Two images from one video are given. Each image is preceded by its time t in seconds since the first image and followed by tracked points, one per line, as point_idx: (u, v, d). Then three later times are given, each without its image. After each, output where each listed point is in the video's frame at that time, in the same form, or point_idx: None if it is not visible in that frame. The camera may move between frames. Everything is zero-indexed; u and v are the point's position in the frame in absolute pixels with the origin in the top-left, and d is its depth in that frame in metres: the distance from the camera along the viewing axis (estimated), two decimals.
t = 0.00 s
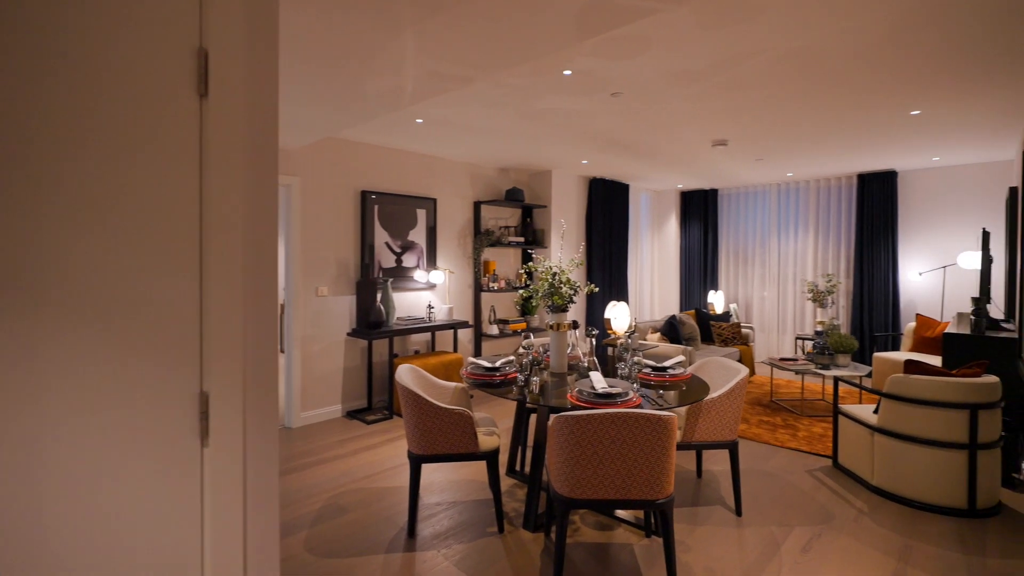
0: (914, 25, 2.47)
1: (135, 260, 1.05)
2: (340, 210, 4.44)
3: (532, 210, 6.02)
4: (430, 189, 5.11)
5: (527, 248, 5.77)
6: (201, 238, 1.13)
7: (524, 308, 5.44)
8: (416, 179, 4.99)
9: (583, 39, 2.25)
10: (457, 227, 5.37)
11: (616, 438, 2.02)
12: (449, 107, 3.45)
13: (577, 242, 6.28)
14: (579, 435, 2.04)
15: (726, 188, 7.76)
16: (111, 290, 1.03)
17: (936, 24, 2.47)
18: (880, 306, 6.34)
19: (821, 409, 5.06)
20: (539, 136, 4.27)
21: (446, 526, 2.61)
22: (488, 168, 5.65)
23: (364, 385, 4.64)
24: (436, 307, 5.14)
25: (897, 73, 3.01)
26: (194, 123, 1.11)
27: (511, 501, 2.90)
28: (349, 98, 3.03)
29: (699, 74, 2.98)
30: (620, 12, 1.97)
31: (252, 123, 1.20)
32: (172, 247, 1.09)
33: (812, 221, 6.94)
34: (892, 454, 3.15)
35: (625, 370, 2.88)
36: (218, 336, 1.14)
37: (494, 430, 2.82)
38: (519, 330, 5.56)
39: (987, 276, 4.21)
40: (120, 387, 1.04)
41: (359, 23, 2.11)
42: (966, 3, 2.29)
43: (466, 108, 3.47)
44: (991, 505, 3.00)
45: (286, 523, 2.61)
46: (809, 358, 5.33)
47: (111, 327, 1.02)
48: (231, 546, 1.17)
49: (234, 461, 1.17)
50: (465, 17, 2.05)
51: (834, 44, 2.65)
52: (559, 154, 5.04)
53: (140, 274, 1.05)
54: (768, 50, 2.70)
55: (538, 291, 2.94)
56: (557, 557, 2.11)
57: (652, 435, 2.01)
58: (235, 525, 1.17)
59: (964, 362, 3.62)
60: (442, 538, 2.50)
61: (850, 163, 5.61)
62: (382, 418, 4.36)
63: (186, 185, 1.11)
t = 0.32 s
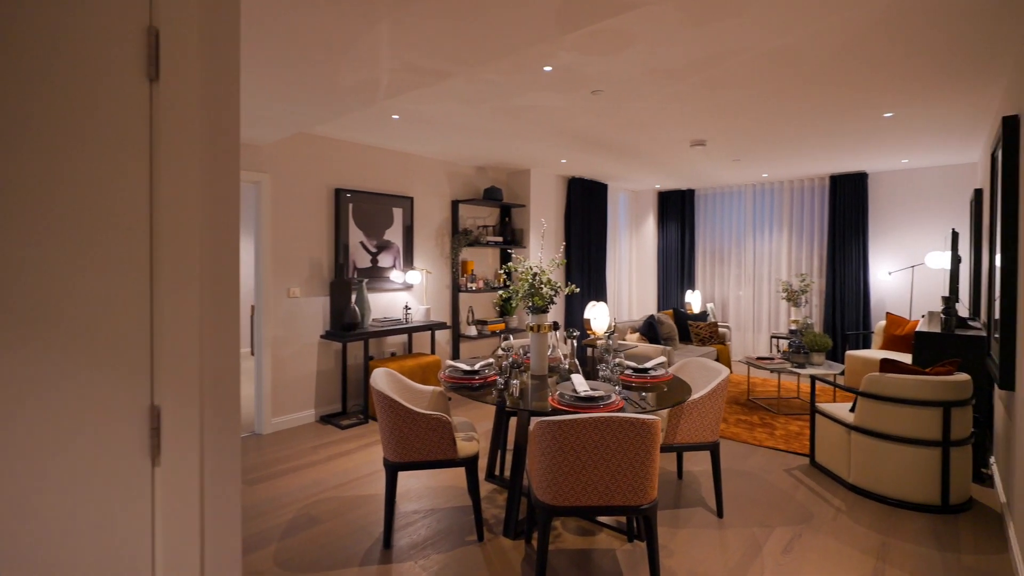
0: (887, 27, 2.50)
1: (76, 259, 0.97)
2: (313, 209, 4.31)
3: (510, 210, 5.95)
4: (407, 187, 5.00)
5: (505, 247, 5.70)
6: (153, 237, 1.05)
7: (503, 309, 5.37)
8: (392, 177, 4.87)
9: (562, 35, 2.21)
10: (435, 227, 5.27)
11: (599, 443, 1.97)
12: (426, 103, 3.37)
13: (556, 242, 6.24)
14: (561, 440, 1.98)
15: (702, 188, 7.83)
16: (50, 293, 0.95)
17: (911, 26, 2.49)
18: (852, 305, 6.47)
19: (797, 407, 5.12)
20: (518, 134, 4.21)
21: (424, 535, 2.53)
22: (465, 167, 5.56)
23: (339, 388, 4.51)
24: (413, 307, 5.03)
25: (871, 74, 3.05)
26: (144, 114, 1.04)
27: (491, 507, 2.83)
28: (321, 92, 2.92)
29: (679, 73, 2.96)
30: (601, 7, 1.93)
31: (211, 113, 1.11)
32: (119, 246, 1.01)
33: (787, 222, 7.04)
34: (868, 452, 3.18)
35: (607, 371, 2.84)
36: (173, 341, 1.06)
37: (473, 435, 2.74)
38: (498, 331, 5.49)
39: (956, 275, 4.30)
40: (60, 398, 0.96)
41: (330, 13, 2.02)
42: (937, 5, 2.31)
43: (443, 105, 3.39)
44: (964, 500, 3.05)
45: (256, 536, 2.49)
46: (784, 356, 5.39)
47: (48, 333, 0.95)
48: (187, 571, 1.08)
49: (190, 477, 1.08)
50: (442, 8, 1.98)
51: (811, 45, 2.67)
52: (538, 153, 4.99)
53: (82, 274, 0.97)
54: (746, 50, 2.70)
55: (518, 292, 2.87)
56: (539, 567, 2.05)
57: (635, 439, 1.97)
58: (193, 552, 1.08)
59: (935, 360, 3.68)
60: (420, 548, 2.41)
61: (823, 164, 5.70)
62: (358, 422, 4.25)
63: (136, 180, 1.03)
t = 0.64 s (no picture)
0: (867, 28, 2.50)
1: (5, 255, 0.87)
2: (285, 206, 4.16)
3: (489, 208, 5.87)
4: (385, 184, 4.88)
5: (484, 246, 5.63)
6: (96, 232, 0.95)
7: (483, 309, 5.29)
8: (369, 174, 4.74)
9: (544, 26, 2.14)
10: (413, 225, 5.15)
11: (584, 447, 1.91)
12: (403, 98, 3.27)
13: (536, 241, 6.18)
14: (544, 445, 1.91)
15: (680, 188, 7.86)
16: None
17: (891, 26, 2.50)
18: (827, 304, 6.58)
19: (775, 405, 5.17)
20: (498, 131, 4.14)
21: (402, 545, 2.43)
22: (444, 164, 5.46)
23: (313, 392, 4.37)
24: (391, 308, 4.91)
25: (850, 74, 3.06)
26: (87, 94, 0.93)
27: (471, 513, 2.75)
28: (292, 84, 2.80)
29: (662, 70, 2.93)
30: None
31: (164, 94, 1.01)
32: (56, 241, 0.91)
33: (763, 221, 7.12)
34: (847, 450, 3.19)
35: (590, 373, 2.79)
36: (121, 346, 0.95)
37: (454, 440, 2.66)
38: (477, 331, 5.41)
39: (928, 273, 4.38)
40: None
41: None
42: (917, 6, 2.31)
43: (421, 99, 3.30)
44: (939, 496, 3.08)
45: (224, 551, 2.36)
46: (762, 355, 5.43)
47: None
48: None
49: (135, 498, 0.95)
50: None
51: (792, 44, 2.66)
52: (518, 150, 4.92)
53: (12, 272, 0.87)
54: (730, 47, 2.66)
55: (499, 292, 2.80)
56: None
57: (620, 442, 1.92)
58: None
59: (911, 358, 3.74)
60: (398, 558, 2.32)
61: (798, 164, 5.77)
62: (333, 427, 4.12)
63: (77, 166, 0.93)
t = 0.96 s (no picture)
0: (852, 26, 2.50)
1: None
2: (259, 204, 4.01)
3: (471, 207, 5.79)
4: (363, 181, 4.75)
5: (466, 245, 5.54)
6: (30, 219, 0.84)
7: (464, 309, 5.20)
8: (347, 171, 4.62)
9: (530, 16, 2.07)
10: (392, 223, 5.04)
11: (572, 452, 1.84)
12: (383, 91, 3.17)
13: (518, 240, 6.11)
14: (531, 450, 1.84)
15: (662, 187, 7.87)
16: None
17: (874, 26, 2.50)
18: (805, 303, 6.65)
19: (757, 404, 5.19)
20: (480, 128, 4.07)
21: (382, 555, 2.34)
22: (425, 161, 5.36)
23: (289, 395, 4.23)
24: (370, 308, 4.79)
25: (832, 74, 3.07)
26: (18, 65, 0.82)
27: (454, 519, 2.66)
28: (266, 75, 2.69)
29: (647, 67, 2.90)
30: None
31: (107, 71, 0.91)
32: None
33: (743, 221, 7.16)
34: (831, 449, 3.19)
35: (575, 374, 2.73)
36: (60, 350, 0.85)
37: (435, 445, 2.57)
38: (459, 332, 5.32)
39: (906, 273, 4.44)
40: None
41: None
42: (901, 6, 2.31)
43: (402, 93, 3.21)
44: (920, 493, 3.11)
45: (192, 565, 2.24)
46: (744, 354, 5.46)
47: None
48: None
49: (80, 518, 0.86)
50: None
51: (777, 42, 2.64)
52: (500, 148, 4.84)
53: None
54: (715, 44, 2.63)
55: (483, 291, 2.71)
56: None
57: (609, 446, 1.86)
58: None
59: (890, 356, 3.77)
60: (378, 569, 2.23)
61: (778, 164, 5.83)
62: (310, 431, 3.99)
63: (9, 147, 0.81)
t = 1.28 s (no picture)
0: (837, 24, 2.48)
1: None
2: (232, 201, 3.86)
3: (452, 205, 5.69)
4: (341, 179, 4.63)
5: (447, 244, 5.44)
6: None
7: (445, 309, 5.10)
8: (324, 168, 4.48)
9: (512, 6, 2.00)
10: (371, 222, 4.91)
11: (558, 458, 1.77)
12: (360, 84, 3.06)
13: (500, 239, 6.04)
14: (516, 458, 1.76)
15: (644, 188, 7.88)
16: None
17: (859, 24, 2.49)
18: (784, 304, 6.72)
19: (739, 403, 5.20)
20: (461, 124, 3.98)
21: (360, 567, 2.24)
22: (405, 159, 5.24)
23: (264, 399, 4.08)
24: (348, 309, 4.67)
25: (815, 72, 3.06)
26: None
27: (436, 527, 2.57)
28: (236, 65, 2.56)
29: (631, 63, 2.85)
30: None
31: None
32: None
33: (723, 222, 7.21)
34: (815, 449, 3.19)
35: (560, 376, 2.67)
36: None
37: (416, 451, 2.47)
38: (439, 333, 5.21)
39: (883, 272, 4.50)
40: None
41: None
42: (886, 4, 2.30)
43: (380, 87, 3.10)
44: (901, 491, 3.12)
45: None
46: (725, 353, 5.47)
47: None
48: None
49: None
50: None
51: (763, 40, 2.61)
52: (482, 145, 4.76)
53: None
54: (701, 40, 2.59)
55: (465, 291, 2.62)
56: None
57: (596, 451, 1.79)
58: None
59: (870, 355, 3.80)
60: None
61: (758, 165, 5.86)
62: (285, 437, 3.85)
63: None
